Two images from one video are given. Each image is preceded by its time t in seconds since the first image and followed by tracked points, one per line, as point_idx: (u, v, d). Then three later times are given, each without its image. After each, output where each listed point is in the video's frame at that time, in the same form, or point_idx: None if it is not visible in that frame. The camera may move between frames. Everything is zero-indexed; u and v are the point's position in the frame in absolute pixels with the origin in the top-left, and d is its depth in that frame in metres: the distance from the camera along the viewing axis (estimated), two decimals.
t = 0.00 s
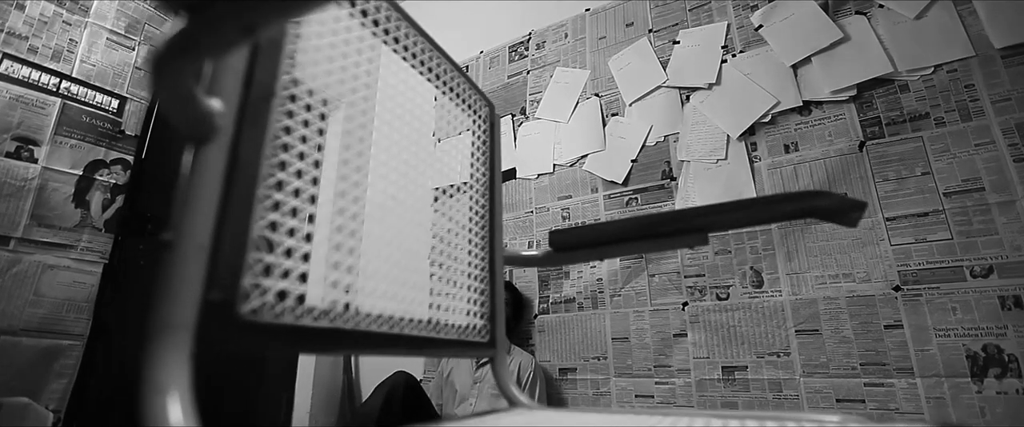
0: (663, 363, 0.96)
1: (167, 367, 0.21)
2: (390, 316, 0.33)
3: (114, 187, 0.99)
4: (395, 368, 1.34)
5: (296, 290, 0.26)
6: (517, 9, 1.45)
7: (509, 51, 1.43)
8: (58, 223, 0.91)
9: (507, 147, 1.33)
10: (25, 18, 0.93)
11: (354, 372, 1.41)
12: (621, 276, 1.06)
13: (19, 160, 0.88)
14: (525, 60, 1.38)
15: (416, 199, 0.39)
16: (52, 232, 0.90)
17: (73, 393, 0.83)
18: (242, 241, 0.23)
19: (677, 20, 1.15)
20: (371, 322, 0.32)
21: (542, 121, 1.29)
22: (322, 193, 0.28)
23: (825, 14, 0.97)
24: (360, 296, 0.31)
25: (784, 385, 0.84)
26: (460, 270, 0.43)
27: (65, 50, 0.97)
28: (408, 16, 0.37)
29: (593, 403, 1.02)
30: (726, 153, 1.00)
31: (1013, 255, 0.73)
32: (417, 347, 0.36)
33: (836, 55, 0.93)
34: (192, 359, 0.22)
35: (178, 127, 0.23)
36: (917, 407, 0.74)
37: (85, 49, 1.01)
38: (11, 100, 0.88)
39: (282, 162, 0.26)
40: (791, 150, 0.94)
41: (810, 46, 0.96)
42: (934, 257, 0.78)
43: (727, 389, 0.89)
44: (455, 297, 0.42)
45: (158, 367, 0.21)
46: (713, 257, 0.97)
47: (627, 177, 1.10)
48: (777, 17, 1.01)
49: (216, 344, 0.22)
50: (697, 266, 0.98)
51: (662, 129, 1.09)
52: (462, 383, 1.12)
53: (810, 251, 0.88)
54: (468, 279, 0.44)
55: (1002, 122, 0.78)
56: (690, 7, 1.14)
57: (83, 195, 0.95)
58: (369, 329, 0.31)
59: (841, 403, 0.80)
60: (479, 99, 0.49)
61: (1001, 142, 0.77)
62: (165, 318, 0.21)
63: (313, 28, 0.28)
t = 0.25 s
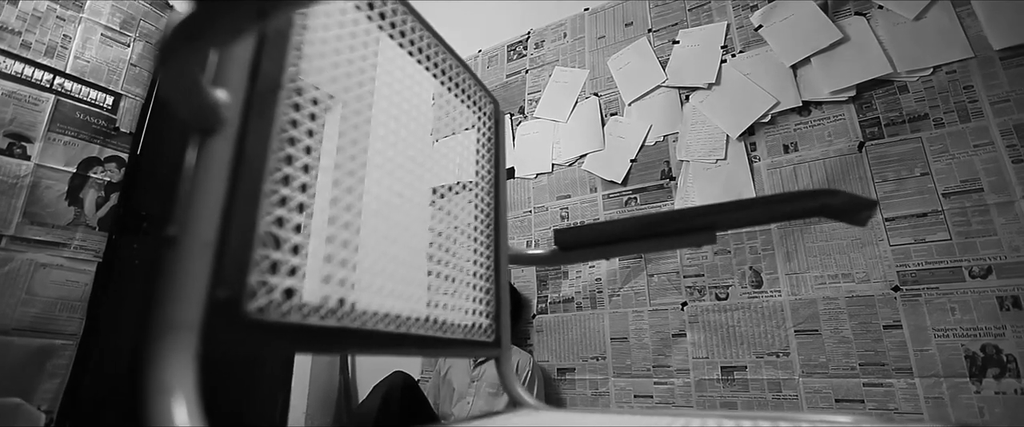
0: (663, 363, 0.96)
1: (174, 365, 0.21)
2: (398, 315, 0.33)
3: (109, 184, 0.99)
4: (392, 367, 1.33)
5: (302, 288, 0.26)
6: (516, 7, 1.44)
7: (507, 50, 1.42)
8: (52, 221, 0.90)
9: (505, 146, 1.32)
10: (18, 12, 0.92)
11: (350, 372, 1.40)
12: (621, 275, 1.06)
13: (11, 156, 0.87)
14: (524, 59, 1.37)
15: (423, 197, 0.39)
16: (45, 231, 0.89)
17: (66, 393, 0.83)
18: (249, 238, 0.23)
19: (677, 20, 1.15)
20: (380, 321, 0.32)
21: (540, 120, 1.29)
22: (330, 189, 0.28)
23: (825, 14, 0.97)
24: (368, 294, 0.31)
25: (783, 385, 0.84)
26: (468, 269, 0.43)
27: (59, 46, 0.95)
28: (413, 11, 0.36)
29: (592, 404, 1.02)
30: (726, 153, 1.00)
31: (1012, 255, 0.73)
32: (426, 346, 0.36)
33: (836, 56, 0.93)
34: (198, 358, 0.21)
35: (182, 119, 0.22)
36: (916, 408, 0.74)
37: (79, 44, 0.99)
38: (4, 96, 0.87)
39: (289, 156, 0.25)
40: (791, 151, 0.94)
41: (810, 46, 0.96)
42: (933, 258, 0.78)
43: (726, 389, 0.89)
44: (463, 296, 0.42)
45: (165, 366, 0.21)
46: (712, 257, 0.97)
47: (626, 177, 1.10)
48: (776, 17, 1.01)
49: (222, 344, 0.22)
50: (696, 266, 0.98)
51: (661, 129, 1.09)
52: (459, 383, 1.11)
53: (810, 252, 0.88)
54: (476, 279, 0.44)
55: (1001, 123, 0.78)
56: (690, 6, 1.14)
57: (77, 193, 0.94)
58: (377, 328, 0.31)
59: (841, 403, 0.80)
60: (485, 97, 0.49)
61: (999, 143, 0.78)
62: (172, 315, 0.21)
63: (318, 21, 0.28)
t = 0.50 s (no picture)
0: (661, 363, 0.96)
1: (179, 365, 0.20)
2: (406, 315, 0.33)
3: (103, 182, 0.97)
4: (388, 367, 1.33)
5: (310, 287, 0.25)
6: (515, 5, 1.44)
7: (506, 49, 1.42)
8: (44, 219, 0.89)
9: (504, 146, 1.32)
10: (10, 7, 0.90)
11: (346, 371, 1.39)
12: (619, 275, 1.06)
13: (4, 153, 0.86)
14: (522, 58, 1.37)
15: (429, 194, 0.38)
16: (38, 229, 0.88)
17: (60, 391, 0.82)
18: (255, 233, 0.22)
19: (677, 19, 1.15)
20: (388, 320, 0.31)
21: (539, 120, 1.28)
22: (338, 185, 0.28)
23: (824, 15, 0.97)
24: (376, 292, 0.30)
25: (782, 385, 0.85)
26: (474, 269, 0.43)
27: (52, 41, 0.94)
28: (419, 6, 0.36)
29: (590, 404, 1.02)
30: (725, 153, 1.00)
31: (1010, 256, 0.73)
32: (431, 346, 0.36)
33: (835, 56, 0.94)
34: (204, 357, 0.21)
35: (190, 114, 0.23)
36: (915, 408, 0.75)
37: (73, 40, 0.98)
38: None
39: (296, 149, 0.25)
40: (790, 151, 0.94)
41: (810, 46, 0.96)
42: (932, 258, 0.78)
43: (725, 389, 0.89)
44: (470, 296, 0.41)
45: (171, 367, 0.20)
46: (711, 257, 0.97)
47: (625, 177, 1.10)
48: (776, 17, 1.02)
49: (230, 342, 0.21)
50: (695, 266, 0.98)
51: (660, 129, 1.09)
52: (457, 383, 1.10)
53: (809, 252, 0.88)
54: (482, 279, 0.44)
55: (1000, 124, 0.79)
56: (689, 6, 1.14)
57: (70, 191, 0.93)
58: (385, 327, 0.31)
59: (839, 403, 0.80)
60: (490, 94, 0.49)
61: (997, 144, 0.78)
62: (177, 313, 0.20)
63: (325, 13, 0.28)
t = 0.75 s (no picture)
0: (660, 363, 0.96)
1: (187, 366, 0.21)
2: (413, 314, 0.33)
3: (97, 179, 0.96)
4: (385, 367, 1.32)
5: (319, 284, 0.26)
6: (514, 4, 1.43)
7: (504, 48, 1.41)
8: (37, 217, 0.88)
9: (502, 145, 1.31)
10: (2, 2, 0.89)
11: (343, 372, 1.38)
12: (618, 275, 1.05)
13: None
14: (521, 57, 1.37)
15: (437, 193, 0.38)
16: (29, 226, 0.87)
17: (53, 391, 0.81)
18: (264, 231, 0.23)
19: (676, 19, 1.15)
20: (396, 320, 0.32)
21: (538, 119, 1.28)
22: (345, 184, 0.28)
23: (824, 15, 0.97)
24: (384, 292, 0.31)
25: (781, 385, 0.85)
26: (481, 268, 0.43)
27: (45, 36, 0.93)
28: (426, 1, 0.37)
29: (589, 404, 1.02)
30: (724, 153, 1.00)
31: (1009, 256, 0.74)
32: (439, 345, 0.36)
33: (835, 56, 0.94)
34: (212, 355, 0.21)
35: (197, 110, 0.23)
36: (913, 408, 0.75)
37: (67, 36, 0.97)
38: None
39: (304, 143, 0.25)
40: (790, 151, 0.94)
41: (809, 47, 0.96)
42: (931, 258, 0.78)
43: (725, 389, 0.89)
44: (477, 295, 0.42)
45: (177, 367, 0.21)
46: (710, 257, 0.97)
47: (625, 176, 1.10)
48: (776, 18, 1.02)
49: (237, 342, 0.22)
50: (694, 266, 0.98)
51: (659, 128, 1.09)
52: (455, 384, 1.10)
53: (808, 252, 0.88)
54: (489, 278, 0.44)
55: (997, 125, 0.79)
56: (689, 6, 1.14)
57: (63, 188, 0.91)
58: (393, 326, 0.31)
59: (839, 403, 0.80)
60: (494, 91, 0.49)
61: (995, 145, 0.78)
62: (186, 310, 0.21)
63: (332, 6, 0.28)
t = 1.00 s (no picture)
0: (660, 364, 0.95)
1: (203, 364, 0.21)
2: (425, 312, 0.33)
3: (91, 177, 0.96)
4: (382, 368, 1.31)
5: (332, 280, 0.25)
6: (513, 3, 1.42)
7: (503, 47, 1.41)
8: (30, 215, 0.87)
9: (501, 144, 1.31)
10: None
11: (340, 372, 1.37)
12: (618, 275, 1.05)
13: None
14: (520, 56, 1.36)
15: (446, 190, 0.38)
16: (22, 224, 0.86)
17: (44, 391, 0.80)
18: (277, 225, 0.22)
19: (676, 19, 1.15)
20: (407, 319, 0.31)
21: (537, 118, 1.28)
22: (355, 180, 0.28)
23: (824, 16, 0.98)
24: (394, 290, 0.30)
25: (781, 385, 0.85)
26: (490, 266, 0.43)
27: (38, 31, 0.92)
28: None
29: (589, 404, 1.01)
30: (724, 153, 1.00)
31: (1008, 257, 0.74)
32: (449, 345, 0.35)
33: (835, 57, 0.94)
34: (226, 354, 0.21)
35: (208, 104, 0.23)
36: (913, 408, 0.75)
37: (60, 31, 0.95)
38: None
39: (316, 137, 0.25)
40: (790, 151, 0.94)
41: (810, 47, 0.96)
42: (930, 259, 0.79)
43: (725, 389, 0.89)
44: (487, 294, 0.41)
45: (193, 366, 0.21)
46: (710, 257, 0.97)
47: (624, 176, 1.09)
48: (776, 18, 1.02)
49: (249, 340, 0.21)
50: (694, 266, 0.98)
51: (659, 128, 1.09)
52: (454, 385, 1.09)
53: (808, 252, 0.88)
54: (498, 277, 0.44)
55: (997, 127, 0.79)
56: (689, 6, 1.14)
57: (56, 186, 0.90)
58: (404, 325, 0.31)
59: (839, 403, 0.80)
60: (502, 87, 0.48)
61: (995, 146, 0.79)
62: (198, 310, 0.21)
63: None
